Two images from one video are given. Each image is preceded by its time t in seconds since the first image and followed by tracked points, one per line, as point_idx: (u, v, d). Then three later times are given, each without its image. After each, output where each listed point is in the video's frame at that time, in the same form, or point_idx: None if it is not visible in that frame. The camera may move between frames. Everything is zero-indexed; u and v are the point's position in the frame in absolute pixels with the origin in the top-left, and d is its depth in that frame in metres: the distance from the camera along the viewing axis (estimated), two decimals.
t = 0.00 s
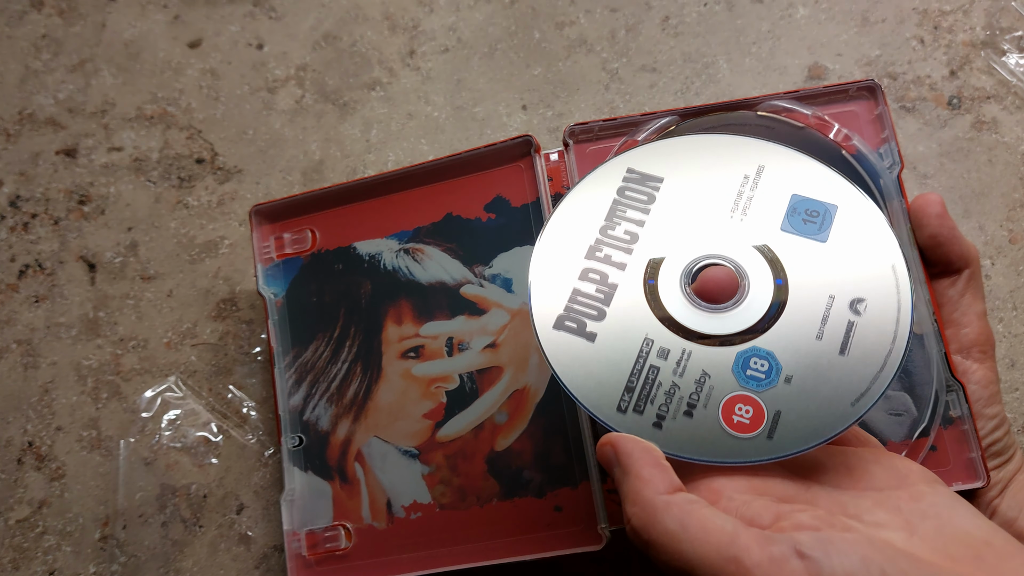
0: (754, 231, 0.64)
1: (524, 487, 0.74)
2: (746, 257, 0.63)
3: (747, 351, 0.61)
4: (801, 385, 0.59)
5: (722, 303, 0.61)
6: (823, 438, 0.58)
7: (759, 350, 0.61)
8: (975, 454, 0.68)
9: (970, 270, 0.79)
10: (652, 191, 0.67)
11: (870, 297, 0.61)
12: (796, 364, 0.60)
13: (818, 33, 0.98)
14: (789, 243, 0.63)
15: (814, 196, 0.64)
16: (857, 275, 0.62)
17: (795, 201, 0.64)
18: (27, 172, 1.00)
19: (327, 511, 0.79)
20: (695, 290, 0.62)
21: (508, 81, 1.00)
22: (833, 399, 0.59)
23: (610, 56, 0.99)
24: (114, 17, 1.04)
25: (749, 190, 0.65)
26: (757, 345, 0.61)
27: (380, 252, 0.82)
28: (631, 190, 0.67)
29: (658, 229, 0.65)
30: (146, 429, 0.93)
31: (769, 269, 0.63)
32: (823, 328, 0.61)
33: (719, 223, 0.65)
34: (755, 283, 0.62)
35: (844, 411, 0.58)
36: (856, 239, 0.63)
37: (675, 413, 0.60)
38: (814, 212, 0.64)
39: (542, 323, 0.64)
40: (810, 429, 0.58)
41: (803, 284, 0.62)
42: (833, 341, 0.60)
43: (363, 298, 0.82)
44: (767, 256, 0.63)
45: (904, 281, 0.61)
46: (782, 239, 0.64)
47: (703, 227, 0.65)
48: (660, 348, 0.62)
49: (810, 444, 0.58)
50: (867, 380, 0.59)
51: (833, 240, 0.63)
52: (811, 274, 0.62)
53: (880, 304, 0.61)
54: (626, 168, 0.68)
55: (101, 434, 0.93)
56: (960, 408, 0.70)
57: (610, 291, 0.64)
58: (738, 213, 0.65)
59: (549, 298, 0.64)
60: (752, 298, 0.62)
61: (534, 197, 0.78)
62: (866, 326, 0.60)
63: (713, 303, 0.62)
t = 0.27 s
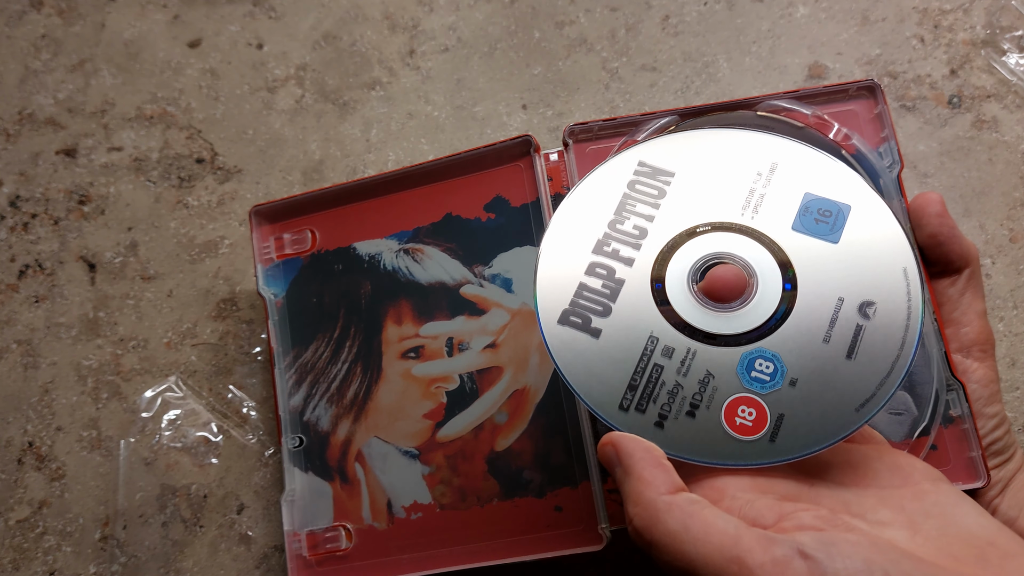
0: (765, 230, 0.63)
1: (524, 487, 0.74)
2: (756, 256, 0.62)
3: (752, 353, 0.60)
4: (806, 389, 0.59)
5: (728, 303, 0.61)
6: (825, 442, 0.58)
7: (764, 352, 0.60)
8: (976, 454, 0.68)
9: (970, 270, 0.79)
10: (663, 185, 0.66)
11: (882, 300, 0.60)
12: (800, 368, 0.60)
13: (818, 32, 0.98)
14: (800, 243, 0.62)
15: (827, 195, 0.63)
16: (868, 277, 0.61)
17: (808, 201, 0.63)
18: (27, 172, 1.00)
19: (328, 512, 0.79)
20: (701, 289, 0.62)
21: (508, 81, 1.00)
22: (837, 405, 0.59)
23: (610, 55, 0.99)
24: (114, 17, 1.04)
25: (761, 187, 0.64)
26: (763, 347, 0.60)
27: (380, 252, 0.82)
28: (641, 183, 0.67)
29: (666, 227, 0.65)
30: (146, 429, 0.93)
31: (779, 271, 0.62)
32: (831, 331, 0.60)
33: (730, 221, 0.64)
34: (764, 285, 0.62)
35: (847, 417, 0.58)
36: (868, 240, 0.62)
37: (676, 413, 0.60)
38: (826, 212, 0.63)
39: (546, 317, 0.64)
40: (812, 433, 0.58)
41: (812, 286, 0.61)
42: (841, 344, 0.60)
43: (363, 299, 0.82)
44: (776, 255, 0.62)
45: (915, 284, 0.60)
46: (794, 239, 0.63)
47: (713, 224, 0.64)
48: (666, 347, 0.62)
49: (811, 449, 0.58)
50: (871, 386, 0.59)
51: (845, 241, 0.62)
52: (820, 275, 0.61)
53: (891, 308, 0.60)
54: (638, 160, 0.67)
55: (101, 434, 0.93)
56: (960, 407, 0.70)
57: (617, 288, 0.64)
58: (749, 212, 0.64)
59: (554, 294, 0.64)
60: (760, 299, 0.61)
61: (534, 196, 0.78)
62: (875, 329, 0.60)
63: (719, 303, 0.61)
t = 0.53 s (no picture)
0: (768, 231, 0.62)
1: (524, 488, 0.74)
2: (759, 259, 0.62)
3: (753, 358, 0.60)
4: (807, 396, 0.59)
5: (729, 306, 0.60)
6: (824, 450, 0.58)
7: (764, 358, 0.60)
8: (975, 454, 0.68)
9: (970, 270, 0.79)
10: (667, 184, 0.65)
11: (884, 306, 0.59)
12: (801, 374, 0.59)
13: (818, 32, 0.98)
14: (804, 246, 0.62)
15: (833, 197, 0.62)
16: (873, 282, 0.60)
17: (813, 202, 0.62)
18: (27, 172, 1.00)
19: (327, 513, 0.79)
20: (703, 293, 0.61)
21: (508, 81, 1.00)
22: (838, 411, 0.58)
23: (610, 55, 0.99)
24: (114, 17, 1.04)
25: (766, 187, 0.63)
26: (763, 353, 0.60)
27: (379, 252, 0.82)
28: (644, 183, 0.66)
29: (670, 224, 0.64)
30: (146, 429, 0.93)
31: (782, 274, 0.61)
32: (833, 337, 0.60)
33: (734, 223, 0.63)
34: (766, 291, 0.61)
35: (847, 425, 0.58)
36: (873, 244, 0.61)
37: (675, 418, 0.60)
38: (832, 214, 0.62)
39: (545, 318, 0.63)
40: (811, 440, 0.58)
41: (815, 289, 0.60)
42: (842, 351, 0.59)
43: (363, 299, 0.82)
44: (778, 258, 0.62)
45: (919, 292, 0.59)
46: (798, 241, 0.62)
47: (714, 224, 0.63)
48: (666, 351, 0.61)
49: (810, 457, 0.58)
50: (872, 393, 0.58)
51: (849, 244, 0.61)
52: (823, 278, 0.61)
53: (894, 313, 0.59)
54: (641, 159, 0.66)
55: (100, 434, 0.93)
56: (959, 407, 0.70)
57: (617, 290, 0.63)
58: (752, 213, 0.63)
59: (553, 295, 0.64)
60: (762, 304, 0.61)
61: (533, 196, 0.78)
62: (878, 336, 0.59)
63: (720, 307, 0.61)
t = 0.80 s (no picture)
0: (774, 234, 0.62)
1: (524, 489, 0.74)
2: (763, 262, 0.62)
3: (754, 363, 0.60)
4: (808, 401, 0.59)
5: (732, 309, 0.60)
6: (823, 457, 0.57)
7: (765, 362, 0.60)
8: (975, 454, 0.68)
9: (970, 270, 0.79)
10: (672, 185, 0.65)
11: (889, 311, 0.59)
12: (802, 380, 0.59)
13: (818, 33, 0.98)
14: (810, 249, 0.61)
15: (841, 199, 0.62)
16: (878, 287, 0.60)
17: (820, 204, 0.62)
18: (27, 172, 1.00)
19: (327, 513, 0.79)
20: (706, 295, 0.61)
21: (508, 81, 1.00)
22: (839, 418, 0.58)
23: (610, 55, 0.99)
24: (114, 17, 1.04)
25: (772, 188, 0.63)
26: (765, 358, 0.60)
27: (378, 253, 0.82)
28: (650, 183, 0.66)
29: (673, 226, 0.64)
30: (146, 429, 0.93)
31: (785, 277, 0.61)
32: (836, 342, 0.59)
33: (740, 224, 0.63)
34: (769, 295, 0.61)
35: (847, 431, 0.58)
36: (881, 246, 0.61)
37: (674, 422, 0.60)
38: (838, 216, 0.62)
39: (547, 320, 0.63)
40: (810, 446, 0.58)
41: (819, 292, 0.60)
42: (845, 356, 0.59)
43: (362, 300, 0.82)
44: (783, 261, 0.61)
45: (926, 298, 0.59)
46: (803, 243, 0.62)
47: (718, 226, 0.63)
48: (667, 354, 0.61)
49: (810, 464, 0.58)
50: (875, 400, 0.58)
51: (855, 247, 0.61)
52: (827, 282, 0.60)
53: (899, 317, 0.59)
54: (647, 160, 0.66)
55: (101, 434, 0.93)
56: (960, 407, 0.70)
57: (620, 292, 0.63)
58: (758, 215, 0.63)
59: (555, 296, 0.64)
60: (764, 308, 0.61)
61: (533, 197, 0.78)
62: (882, 342, 0.59)
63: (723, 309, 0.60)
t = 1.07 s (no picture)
0: (777, 237, 0.62)
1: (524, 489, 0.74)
2: (763, 266, 0.62)
3: (749, 370, 0.60)
4: (802, 410, 0.58)
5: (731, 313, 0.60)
6: (815, 468, 0.57)
7: (761, 369, 0.60)
8: (975, 454, 0.68)
9: (970, 270, 0.79)
10: (675, 184, 0.65)
11: (890, 320, 0.59)
12: (798, 388, 0.59)
13: (818, 33, 0.98)
14: (813, 253, 0.61)
15: (847, 203, 0.62)
16: (881, 294, 0.60)
17: (826, 207, 0.62)
18: (27, 172, 1.00)
19: (328, 512, 0.79)
20: (704, 298, 0.61)
21: (508, 82, 1.00)
22: (832, 428, 0.58)
23: (611, 56, 0.99)
24: (114, 17, 1.04)
25: (778, 191, 0.63)
26: (761, 364, 0.60)
27: (379, 252, 0.82)
28: (653, 182, 0.65)
29: (674, 229, 0.64)
30: (146, 429, 0.93)
31: (784, 281, 0.61)
32: (834, 350, 0.59)
33: (743, 226, 0.63)
34: (768, 298, 0.61)
35: (841, 442, 0.57)
36: (885, 252, 0.61)
37: (666, 426, 0.60)
38: (844, 221, 0.61)
39: (544, 319, 0.63)
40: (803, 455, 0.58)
41: (819, 298, 0.60)
42: (843, 364, 0.59)
43: (363, 298, 0.82)
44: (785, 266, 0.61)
45: (928, 306, 0.59)
46: (805, 247, 0.61)
47: (721, 229, 0.63)
48: (661, 357, 0.61)
49: (801, 472, 0.57)
50: (871, 412, 0.58)
51: (859, 253, 0.61)
52: (828, 288, 0.60)
53: (901, 326, 0.59)
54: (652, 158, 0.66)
55: (101, 434, 0.93)
56: (960, 407, 0.70)
57: (617, 292, 0.63)
58: (761, 217, 0.63)
59: (553, 295, 0.64)
60: (762, 312, 0.60)
61: (533, 196, 0.78)
62: (882, 351, 0.59)
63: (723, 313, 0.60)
